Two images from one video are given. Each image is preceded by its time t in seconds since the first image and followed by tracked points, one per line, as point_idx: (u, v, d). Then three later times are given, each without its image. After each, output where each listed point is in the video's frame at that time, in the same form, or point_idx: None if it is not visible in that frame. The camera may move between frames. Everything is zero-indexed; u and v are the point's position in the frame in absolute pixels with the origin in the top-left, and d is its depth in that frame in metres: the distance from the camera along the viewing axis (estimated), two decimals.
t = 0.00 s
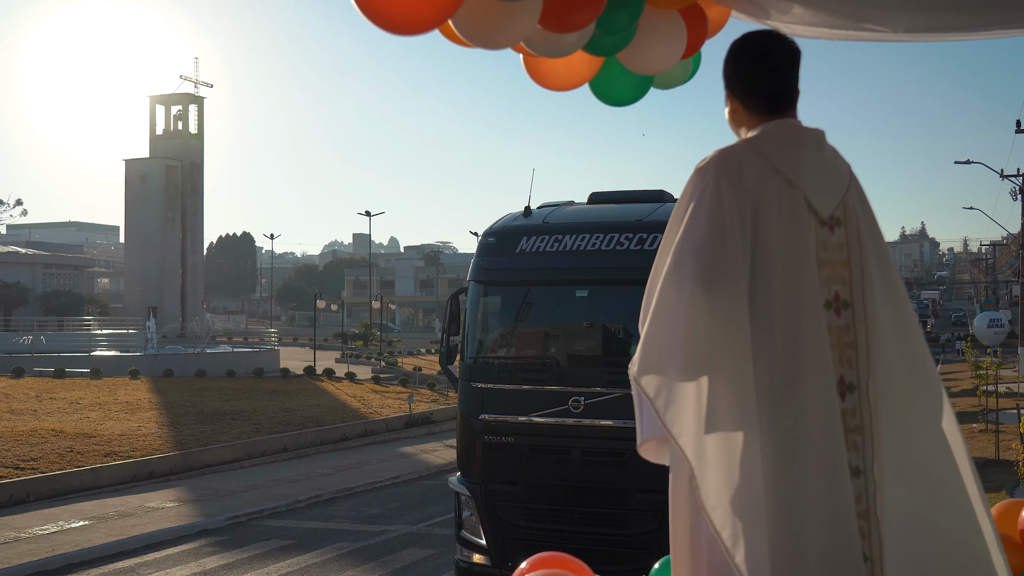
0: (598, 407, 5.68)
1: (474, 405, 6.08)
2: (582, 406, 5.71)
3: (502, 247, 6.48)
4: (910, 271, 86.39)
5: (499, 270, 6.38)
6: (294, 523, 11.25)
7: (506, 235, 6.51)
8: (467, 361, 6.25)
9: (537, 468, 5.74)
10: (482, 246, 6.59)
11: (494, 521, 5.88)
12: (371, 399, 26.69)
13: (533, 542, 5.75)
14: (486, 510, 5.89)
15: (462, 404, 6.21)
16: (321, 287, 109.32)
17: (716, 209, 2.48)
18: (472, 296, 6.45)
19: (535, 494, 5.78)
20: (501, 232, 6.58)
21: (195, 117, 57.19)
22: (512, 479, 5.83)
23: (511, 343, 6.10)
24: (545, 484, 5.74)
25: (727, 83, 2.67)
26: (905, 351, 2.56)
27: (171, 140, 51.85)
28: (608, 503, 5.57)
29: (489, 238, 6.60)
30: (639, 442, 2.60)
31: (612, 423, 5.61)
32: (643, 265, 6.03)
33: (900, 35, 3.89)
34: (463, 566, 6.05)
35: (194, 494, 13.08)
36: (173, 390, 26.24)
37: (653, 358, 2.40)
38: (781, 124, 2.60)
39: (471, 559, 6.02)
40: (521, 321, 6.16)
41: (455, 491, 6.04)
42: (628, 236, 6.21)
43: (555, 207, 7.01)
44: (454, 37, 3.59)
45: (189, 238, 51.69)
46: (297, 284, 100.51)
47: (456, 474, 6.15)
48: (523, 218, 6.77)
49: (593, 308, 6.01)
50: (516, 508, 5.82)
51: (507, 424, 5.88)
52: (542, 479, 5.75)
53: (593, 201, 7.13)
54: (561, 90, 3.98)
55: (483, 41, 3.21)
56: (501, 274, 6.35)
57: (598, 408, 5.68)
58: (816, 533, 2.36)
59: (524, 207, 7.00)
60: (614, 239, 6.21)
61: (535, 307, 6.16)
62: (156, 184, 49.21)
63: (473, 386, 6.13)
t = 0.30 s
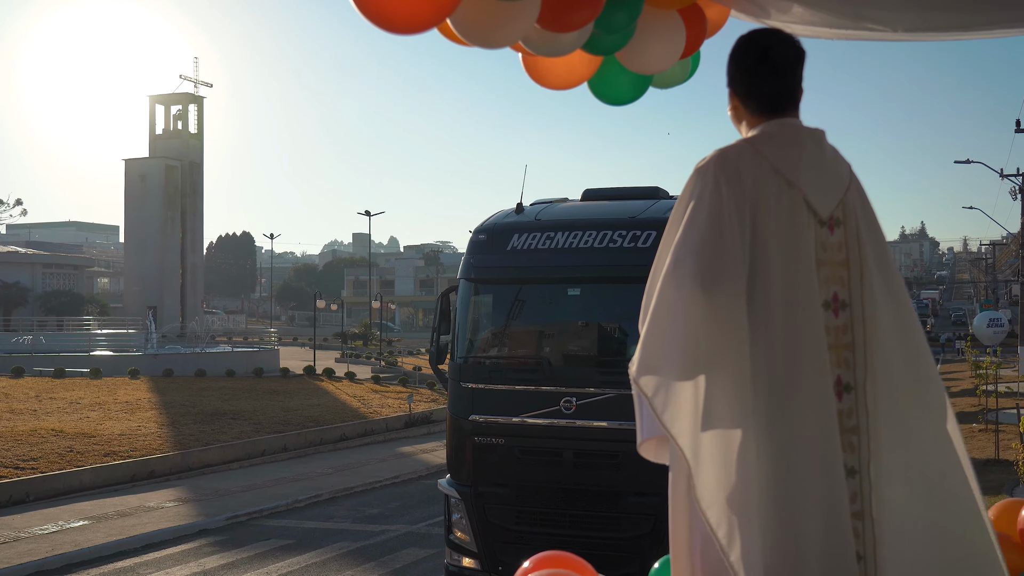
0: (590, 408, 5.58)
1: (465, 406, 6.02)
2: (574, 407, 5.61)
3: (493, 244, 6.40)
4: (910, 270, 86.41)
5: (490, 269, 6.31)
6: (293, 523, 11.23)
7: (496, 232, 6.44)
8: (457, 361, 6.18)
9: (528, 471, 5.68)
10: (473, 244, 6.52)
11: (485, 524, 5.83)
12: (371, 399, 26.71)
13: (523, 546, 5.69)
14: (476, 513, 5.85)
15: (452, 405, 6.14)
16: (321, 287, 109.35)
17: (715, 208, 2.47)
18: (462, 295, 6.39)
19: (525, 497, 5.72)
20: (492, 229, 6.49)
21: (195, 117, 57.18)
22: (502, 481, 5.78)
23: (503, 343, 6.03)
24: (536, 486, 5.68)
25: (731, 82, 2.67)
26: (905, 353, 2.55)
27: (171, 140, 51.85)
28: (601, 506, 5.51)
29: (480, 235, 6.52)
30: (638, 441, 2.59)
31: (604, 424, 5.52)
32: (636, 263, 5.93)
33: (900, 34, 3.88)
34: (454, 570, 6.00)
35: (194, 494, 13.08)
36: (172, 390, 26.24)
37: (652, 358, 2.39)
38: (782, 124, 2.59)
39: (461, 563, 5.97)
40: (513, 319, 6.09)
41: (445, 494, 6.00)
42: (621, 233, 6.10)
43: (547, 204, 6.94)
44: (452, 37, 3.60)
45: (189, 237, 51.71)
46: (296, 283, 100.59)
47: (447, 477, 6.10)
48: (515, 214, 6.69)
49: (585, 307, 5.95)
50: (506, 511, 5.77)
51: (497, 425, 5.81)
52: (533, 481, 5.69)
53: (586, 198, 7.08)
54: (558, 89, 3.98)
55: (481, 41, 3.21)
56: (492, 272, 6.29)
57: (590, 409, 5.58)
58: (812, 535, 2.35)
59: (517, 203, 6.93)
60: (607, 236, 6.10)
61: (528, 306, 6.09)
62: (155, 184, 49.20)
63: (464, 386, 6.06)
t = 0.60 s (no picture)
0: (580, 410, 5.51)
1: (453, 409, 5.93)
2: (564, 409, 5.54)
3: (483, 244, 6.33)
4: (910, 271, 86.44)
5: (480, 268, 6.22)
6: (293, 524, 11.23)
7: (486, 231, 6.36)
8: (446, 364, 6.09)
9: (518, 475, 5.60)
10: (461, 243, 6.44)
11: (473, 529, 5.73)
12: (372, 400, 26.71)
13: (513, 552, 5.60)
14: (464, 519, 5.74)
15: (441, 408, 6.04)
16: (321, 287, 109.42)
17: (716, 208, 2.48)
18: (451, 294, 6.30)
19: (515, 502, 5.64)
20: (481, 228, 6.41)
21: (195, 118, 57.22)
22: (491, 486, 5.68)
23: (495, 344, 5.94)
24: (525, 490, 5.60)
25: (733, 82, 2.67)
26: (904, 354, 2.55)
27: (171, 141, 51.88)
28: (592, 511, 5.44)
29: (469, 234, 6.43)
30: (638, 442, 2.60)
31: (595, 427, 5.45)
32: (628, 262, 5.82)
33: (899, 35, 3.90)
34: None
35: (194, 495, 13.08)
36: (173, 391, 26.26)
37: (651, 359, 2.40)
38: (783, 124, 2.59)
39: (450, 569, 5.87)
40: (504, 319, 5.99)
41: (433, 498, 5.88)
42: (613, 231, 5.99)
43: (540, 203, 6.85)
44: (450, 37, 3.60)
45: (189, 238, 51.74)
46: (297, 284, 100.67)
47: (434, 481, 5.99)
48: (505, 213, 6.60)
49: (578, 306, 5.85)
50: (495, 516, 5.67)
51: (486, 428, 5.72)
52: (523, 485, 5.61)
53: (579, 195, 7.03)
54: (558, 90, 4.00)
55: (479, 40, 3.21)
56: (482, 272, 6.20)
57: (580, 411, 5.51)
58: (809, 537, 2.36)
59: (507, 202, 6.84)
60: (598, 234, 5.99)
61: (519, 306, 6.00)
62: (156, 185, 49.19)
63: (452, 388, 5.98)
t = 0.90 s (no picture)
0: (569, 414, 5.43)
1: (441, 412, 5.84)
2: (553, 413, 5.46)
3: (471, 244, 6.21)
4: (909, 274, 86.60)
5: (468, 268, 6.11)
6: (291, 527, 11.21)
7: (474, 230, 6.24)
8: (433, 366, 6.01)
9: (507, 480, 5.50)
10: (449, 243, 6.33)
11: (461, 536, 5.62)
12: (370, 402, 26.72)
13: (501, 559, 5.48)
14: (452, 524, 5.63)
15: (428, 412, 5.95)
16: (319, 290, 109.41)
17: (715, 210, 2.48)
18: (439, 295, 6.20)
19: (503, 509, 5.53)
20: (470, 228, 6.29)
21: (195, 121, 57.31)
22: (480, 491, 5.59)
23: (485, 347, 5.85)
24: (514, 497, 5.49)
25: (733, 85, 2.68)
26: (901, 358, 2.56)
27: (169, 144, 51.81)
28: (582, 517, 5.32)
29: (457, 234, 6.32)
30: (638, 444, 2.60)
31: (585, 431, 5.36)
32: (620, 263, 5.71)
33: (898, 38, 3.92)
34: None
35: (193, 498, 13.05)
36: (171, 393, 26.24)
37: (649, 362, 2.40)
38: (781, 128, 2.61)
39: None
40: (494, 320, 5.91)
41: (420, 504, 5.77)
42: (603, 231, 5.86)
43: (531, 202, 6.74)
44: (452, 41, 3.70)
45: (188, 241, 51.73)
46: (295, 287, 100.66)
47: (422, 486, 5.88)
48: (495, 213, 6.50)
49: (568, 308, 5.76)
50: (483, 523, 5.56)
51: (473, 432, 5.65)
52: (511, 491, 5.50)
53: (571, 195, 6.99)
54: (558, 93, 4.07)
55: (476, 42, 3.28)
56: (470, 273, 6.09)
57: (569, 415, 5.43)
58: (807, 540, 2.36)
59: (496, 200, 6.72)
60: (588, 234, 5.87)
61: (508, 308, 5.90)
62: (154, 188, 49.15)
63: (440, 392, 5.89)
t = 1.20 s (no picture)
0: (560, 419, 5.40)
1: (429, 416, 5.78)
2: (543, 417, 5.44)
3: (460, 244, 6.19)
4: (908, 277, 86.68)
5: (457, 270, 6.10)
6: (290, 530, 11.22)
7: (464, 230, 6.22)
8: (421, 369, 5.98)
9: (496, 486, 5.46)
10: (438, 244, 6.29)
11: (450, 542, 5.58)
12: (370, 405, 26.73)
13: (490, 565, 5.47)
14: (440, 531, 5.59)
15: (416, 417, 5.90)
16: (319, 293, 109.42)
17: (713, 214, 2.51)
18: (428, 297, 6.17)
19: (492, 515, 5.50)
20: (459, 227, 6.27)
21: (194, 124, 57.34)
22: (468, 498, 5.55)
23: (475, 348, 5.84)
24: (504, 502, 5.46)
25: (731, 89, 2.69)
26: (898, 360, 2.59)
27: (169, 147, 51.84)
28: (573, 523, 5.31)
29: (446, 234, 6.29)
30: (638, 448, 2.61)
31: (577, 436, 5.33)
32: (611, 265, 5.71)
33: (897, 41, 3.95)
34: None
35: (193, 500, 13.06)
36: (171, 396, 26.26)
37: (649, 365, 2.42)
38: (779, 131, 2.63)
39: None
40: (485, 321, 5.90)
41: (408, 510, 5.72)
42: (595, 231, 5.84)
43: (522, 202, 6.72)
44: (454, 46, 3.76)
45: (187, 243, 51.73)
46: (295, 289, 100.71)
47: (409, 491, 5.82)
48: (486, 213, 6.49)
49: (559, 310, 5.75)
50: (472, 529, 5.53)
51: (462, 437, 5.59)
52: (501, 497, 5.47)
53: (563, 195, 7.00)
54: (556, 97, 4.12)
55: (477, 45, 3.32)
56: (460, 274, 6.07)
57: (560, 419, 5.40)
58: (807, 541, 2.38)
59: (486, 200, 6.69)
60: (580, 234, 5.85)
61: (499, 311, 5.88)
62: (154, 190, 49.19)
63: (427, 395, 5.86)
